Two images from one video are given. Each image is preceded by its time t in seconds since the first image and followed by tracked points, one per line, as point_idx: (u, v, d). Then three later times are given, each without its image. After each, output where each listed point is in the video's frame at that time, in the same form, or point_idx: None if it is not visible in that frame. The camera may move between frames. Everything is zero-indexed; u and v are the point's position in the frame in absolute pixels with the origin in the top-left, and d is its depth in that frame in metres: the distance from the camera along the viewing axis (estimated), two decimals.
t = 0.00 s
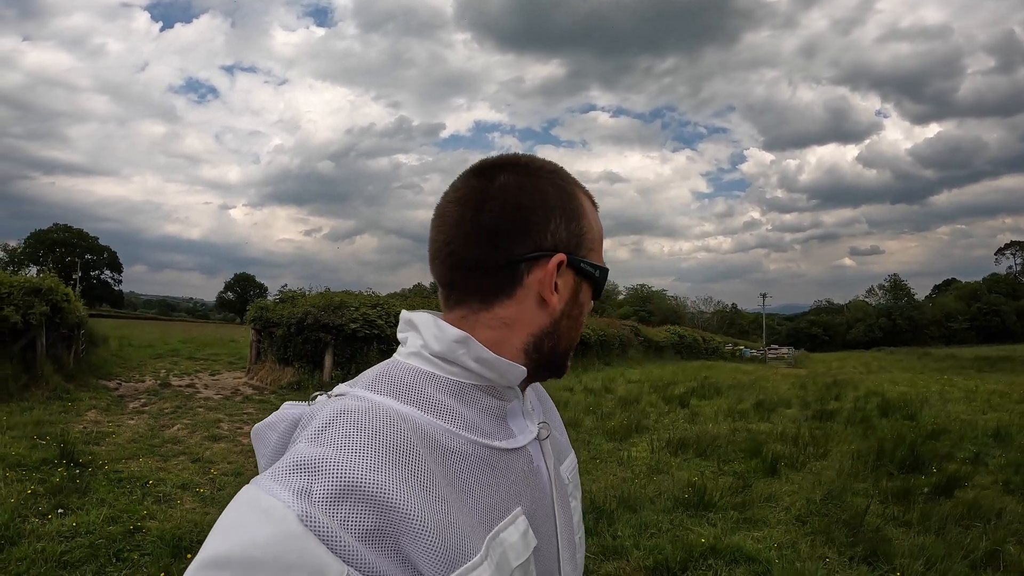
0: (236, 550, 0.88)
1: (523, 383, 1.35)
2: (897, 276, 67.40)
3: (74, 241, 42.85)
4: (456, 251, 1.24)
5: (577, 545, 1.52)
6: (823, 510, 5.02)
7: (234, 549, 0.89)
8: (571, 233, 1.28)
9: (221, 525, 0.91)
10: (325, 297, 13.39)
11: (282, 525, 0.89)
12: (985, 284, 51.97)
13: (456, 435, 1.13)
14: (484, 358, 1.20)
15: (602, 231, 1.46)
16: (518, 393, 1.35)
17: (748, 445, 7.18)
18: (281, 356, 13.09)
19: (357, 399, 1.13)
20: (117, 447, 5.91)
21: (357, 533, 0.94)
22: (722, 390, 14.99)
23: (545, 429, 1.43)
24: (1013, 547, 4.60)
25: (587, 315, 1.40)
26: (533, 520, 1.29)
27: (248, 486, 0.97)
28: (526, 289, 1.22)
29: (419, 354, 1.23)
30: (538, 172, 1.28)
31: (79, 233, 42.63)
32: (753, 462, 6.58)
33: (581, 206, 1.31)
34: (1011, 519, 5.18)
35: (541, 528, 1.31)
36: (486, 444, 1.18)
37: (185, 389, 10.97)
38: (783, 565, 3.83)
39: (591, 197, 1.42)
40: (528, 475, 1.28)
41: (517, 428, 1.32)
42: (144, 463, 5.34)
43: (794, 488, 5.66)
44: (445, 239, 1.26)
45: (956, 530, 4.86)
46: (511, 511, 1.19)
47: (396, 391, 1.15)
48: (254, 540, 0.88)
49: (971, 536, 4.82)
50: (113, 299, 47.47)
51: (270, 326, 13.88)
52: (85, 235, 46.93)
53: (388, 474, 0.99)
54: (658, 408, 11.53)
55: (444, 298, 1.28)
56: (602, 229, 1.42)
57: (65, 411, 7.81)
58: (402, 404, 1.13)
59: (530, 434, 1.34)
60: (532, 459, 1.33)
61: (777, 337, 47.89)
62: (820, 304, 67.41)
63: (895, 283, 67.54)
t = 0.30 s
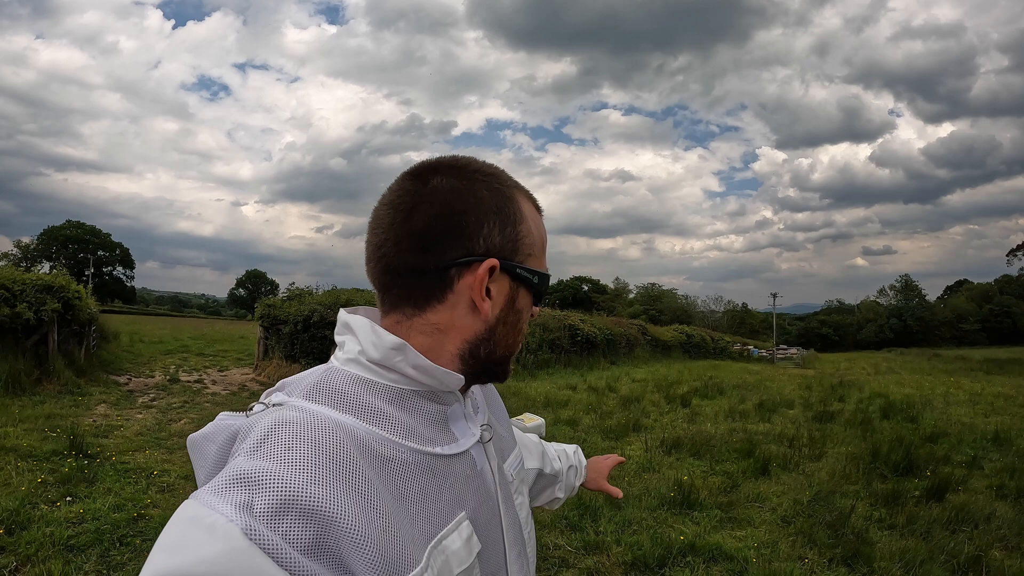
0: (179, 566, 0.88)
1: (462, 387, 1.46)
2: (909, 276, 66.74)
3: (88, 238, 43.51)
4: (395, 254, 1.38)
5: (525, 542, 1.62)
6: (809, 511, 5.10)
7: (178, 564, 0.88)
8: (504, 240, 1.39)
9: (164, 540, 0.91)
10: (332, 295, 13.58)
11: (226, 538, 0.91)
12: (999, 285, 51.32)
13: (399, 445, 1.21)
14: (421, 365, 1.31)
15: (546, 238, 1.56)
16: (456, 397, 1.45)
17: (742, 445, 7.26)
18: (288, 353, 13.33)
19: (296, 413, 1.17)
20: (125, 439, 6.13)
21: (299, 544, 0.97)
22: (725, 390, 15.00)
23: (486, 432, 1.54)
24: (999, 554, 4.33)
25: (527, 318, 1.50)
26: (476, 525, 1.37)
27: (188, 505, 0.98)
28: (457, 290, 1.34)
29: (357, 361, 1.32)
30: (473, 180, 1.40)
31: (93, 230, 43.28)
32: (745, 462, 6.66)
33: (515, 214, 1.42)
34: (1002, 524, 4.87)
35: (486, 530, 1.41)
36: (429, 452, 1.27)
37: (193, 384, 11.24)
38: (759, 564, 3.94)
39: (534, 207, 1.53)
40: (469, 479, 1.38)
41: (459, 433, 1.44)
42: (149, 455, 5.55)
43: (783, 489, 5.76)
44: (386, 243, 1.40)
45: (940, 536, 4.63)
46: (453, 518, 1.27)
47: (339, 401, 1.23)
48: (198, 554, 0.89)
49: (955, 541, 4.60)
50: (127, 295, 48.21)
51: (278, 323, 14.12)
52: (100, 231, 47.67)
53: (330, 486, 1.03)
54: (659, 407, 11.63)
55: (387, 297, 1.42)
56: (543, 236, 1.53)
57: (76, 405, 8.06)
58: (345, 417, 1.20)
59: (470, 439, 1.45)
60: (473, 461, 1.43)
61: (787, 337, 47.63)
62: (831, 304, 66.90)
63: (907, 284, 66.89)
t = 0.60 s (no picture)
0: (193, 541, 0.94)
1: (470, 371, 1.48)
2: (908, 277, 66.80)
3: (89, 236, 43.54)
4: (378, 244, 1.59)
5: (543, 527, 1.62)
6: (803, 508, 5.14)
7: (192, 541, 0.94)
8: (445, 209, 1.42)
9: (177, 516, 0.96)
10: (332, 294, 13.62)
11: (233, 514, 0.95)
12: (1000, 286, 51.33)
13: (406, 429, 1.24)
14: (426, 350, 1.33)
15: (524, 206, 1.43)
16: (465, 383, 1.47)
17: (739, 443, 7.29)
18: (288, 352, 13.39)
19: (304, 399, 1.22)
20: (126, 435, 6.18)
21: (306, 521, 1.02)
22: (723, 390, 15.02)
23: (497, 416, 1.55)
24: (991, 552, 4.37)
25: (498, 290, 1.37)
26: (490, 509, 1.39)
27: (201, 484, 1.04)
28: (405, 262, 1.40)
29: (366, 349, 1.37)
30: (431, 162, 1.49)
31: (94, 229, 43.32)
32: (741, 460, 6.71)
33: (461, 183, 1.43)
34: (996, 522, 4.90)
35: (500, 514, 1.41)
36: (436, 436, 1.29)
37: (193, 382, 11.34)
38: (751, 559, 3.99)
39: (507, 173, 1.47)
40: (481, 462, 1.40)
41: (470, 418, 1.45)
42: (149, 451, 5.60)
43: (777, 486, 5.81)
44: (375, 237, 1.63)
45: (934, 532, 4.70)
46: (465, 500, 1.29)
47: (348, 388, 1.27)
48: (210, 528, 0.94)
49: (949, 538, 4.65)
50: (127, 294, 48.27)
51: (278, 321, 14.17)
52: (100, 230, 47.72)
53: (335, 467, 1.07)
54: (656, 406, 11.68)
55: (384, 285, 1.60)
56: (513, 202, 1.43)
57: (77, 402, 8.11)
58: (353, 402, 1.24)
59: (481, 423, 1.47)
60: (485, 446, 1.45)
61: (787, 337, 47.64)
62: (830, 304, 66.93)
63: (906, 284, 66.92)
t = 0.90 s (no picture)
0: (245, 520, 0.95)
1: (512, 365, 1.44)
2: (899, 275, 67.37)
3: (79, 238, 43.20)
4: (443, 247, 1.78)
5: (586, 517, 1.58)
6: (800, 504, 5.17)
7: (244, 519, 0.95)
8: (436, 209, 1.53)
9: (230, 495, 0.97)
10: (326, 294, 13.58)
11: (283, 493, 0.96)
12: (990, 284, 51.80)
13: (448, 415, 1.23)
14: (465, 349, 1.31)
15: (484, 187, 1.38)
16: (508, 375, 1.44)
17: (734, 440, 7.33)
18: (282, 352, 13.33)
19: (349, 386, 1.22)
20: (121, 436, 6.15)
21: (352, 499, 1.03)
22: (717, 387, 15.08)
23: (541, 405, 1.51)
24: (986, 545, 4.43)
25: (461, 275, 1.35)
26: (534, 497, 1.35)
27: (252, 466, 1.05)
28: (422, 262, 1.55)
29: (411, 343, 1.37)
30: (441, 169, 1.61)
31: (84, 230, 43.00)
32: (736, 457, 6.75)
33: (445, 182, 1.51)
34: (990, 516, 4.95)
35: (544, 503, 1.37)
36: (478, 424, 1.27)
37: (187, 383, 11.28)
38: (750, 554, 4.02)
39: (480, 157, 1.45)
40: (524, 450, 1.37)
41: (513, 408, 1.42)
42: (145, 452, 5.59)
43: (773, 482, 5.85)
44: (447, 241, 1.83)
45: (931, 527, 4.74)
46: (508, 486, 1.27)
47: (393, 376, 1.27)
48: (260, 508, 0.95)
49: (944, 532, 4.70)
50: (118, 295, 47.94)
51: (272, 321, 14.12)
52: (90, 231, 47.35)
53: (378, 448, 1.07)
54: (652, 404, 11.72)
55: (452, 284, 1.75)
56: (473, 186, 1.40)
57: (71, 404, 8.05)
58: (397, 388, 1.23)
59: (525, 412, 1.43)
60: (529, 434, 1.41)
61: (780, 335, 47.88)
62: (822, 303, 67.34)
63: (897, 283, 67.50)
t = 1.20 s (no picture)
0: (270, 507, 0.94)
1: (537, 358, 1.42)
2: (894, 274, 67.66)
3: (74, 238, 43.00)
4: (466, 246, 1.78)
5: (612, 514, 1.54)
6: (800, 502, 5.17)
7: (270, 506, 0.94)
8: (458, 205, 1.53)
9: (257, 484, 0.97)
10: (323, 294, 13.54)
11: (309, 481, 0.95)
12: (985, 282, 52.01)
13: (471, 407, 1.21)
14: (490, 342, 1.30)
15: (502, 180, 1.37)
16: (534, 367, 1.42)
17: (732, 439, 7.33)
18: (279, 352, 13.27)
19: (376, 378, 1.21)
20: (117, 437, 6.11)
21: (377, 488, 1.01)
22: (714, 385, 15.09)
23: (567, 399, 1.48)
24: (986, 542, 4.44)
25: (481, 267, 1.34)
26: (557, 491, 1.32)
27: (279, 456, 1.05)
28: (446, 257, 1.55)
29: (438, 336, 1.36)
30: (463, 167, 1.60)
31: (79, 231, 42.80)
32: (735, 455, 6.75)
33: (465, 179, 1.51)
34: (989, 513, 4.97)
35: (568, 498, 1.34)
36: (502, 416, 1.24)
37: (184, 383, 11.22)
38: (751, 552, 4.01)
39: (498, 152, 1.44)
40: (549, 444, 1.34)
41: (538, 401, 1.39)
42: (143, 452, 5.56)
43: (772, 480, 5.85)
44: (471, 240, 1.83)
45: (930, 523, 4.75)
46: (532, 478, 1.24)
47: (419, 369, 1.26)
48: (286, 496, 0.94)
49: (944, 528, 4.71)
50: (112, 296, 47.73)
51: (268, 321, 14.06)
52: (85, 231, 47.14)
53: (403, 437, 1.06)
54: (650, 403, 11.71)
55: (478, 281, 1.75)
56: (491, 180, 1.39)
57: (66, 404, 8.00)
58: (422, 380, 1.22)
59: (550, 406, 1.41)
60: (554, 428, 1.38)
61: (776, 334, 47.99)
62: (818, 302, 67.56)
63: (892, 282, 67.77)
